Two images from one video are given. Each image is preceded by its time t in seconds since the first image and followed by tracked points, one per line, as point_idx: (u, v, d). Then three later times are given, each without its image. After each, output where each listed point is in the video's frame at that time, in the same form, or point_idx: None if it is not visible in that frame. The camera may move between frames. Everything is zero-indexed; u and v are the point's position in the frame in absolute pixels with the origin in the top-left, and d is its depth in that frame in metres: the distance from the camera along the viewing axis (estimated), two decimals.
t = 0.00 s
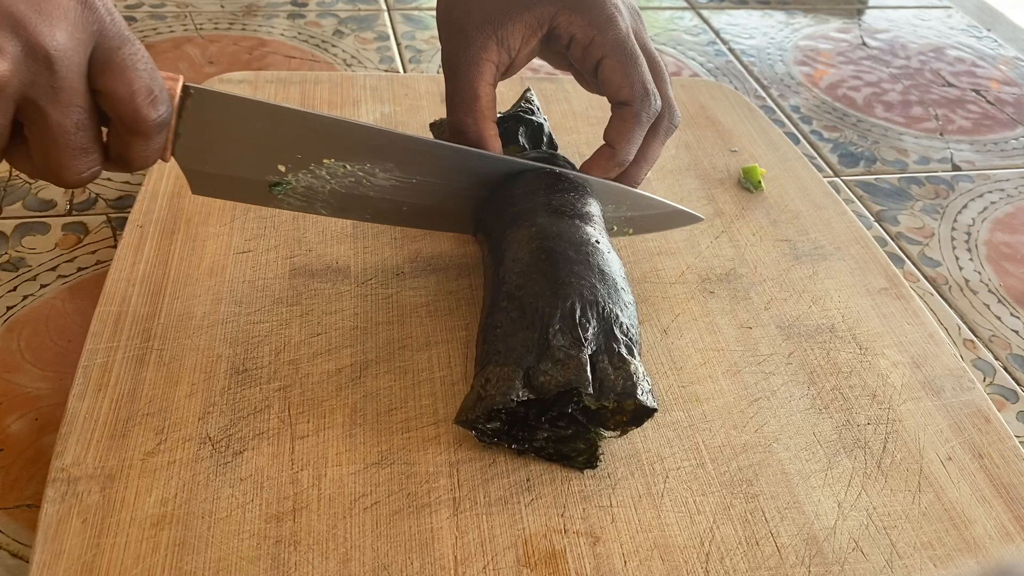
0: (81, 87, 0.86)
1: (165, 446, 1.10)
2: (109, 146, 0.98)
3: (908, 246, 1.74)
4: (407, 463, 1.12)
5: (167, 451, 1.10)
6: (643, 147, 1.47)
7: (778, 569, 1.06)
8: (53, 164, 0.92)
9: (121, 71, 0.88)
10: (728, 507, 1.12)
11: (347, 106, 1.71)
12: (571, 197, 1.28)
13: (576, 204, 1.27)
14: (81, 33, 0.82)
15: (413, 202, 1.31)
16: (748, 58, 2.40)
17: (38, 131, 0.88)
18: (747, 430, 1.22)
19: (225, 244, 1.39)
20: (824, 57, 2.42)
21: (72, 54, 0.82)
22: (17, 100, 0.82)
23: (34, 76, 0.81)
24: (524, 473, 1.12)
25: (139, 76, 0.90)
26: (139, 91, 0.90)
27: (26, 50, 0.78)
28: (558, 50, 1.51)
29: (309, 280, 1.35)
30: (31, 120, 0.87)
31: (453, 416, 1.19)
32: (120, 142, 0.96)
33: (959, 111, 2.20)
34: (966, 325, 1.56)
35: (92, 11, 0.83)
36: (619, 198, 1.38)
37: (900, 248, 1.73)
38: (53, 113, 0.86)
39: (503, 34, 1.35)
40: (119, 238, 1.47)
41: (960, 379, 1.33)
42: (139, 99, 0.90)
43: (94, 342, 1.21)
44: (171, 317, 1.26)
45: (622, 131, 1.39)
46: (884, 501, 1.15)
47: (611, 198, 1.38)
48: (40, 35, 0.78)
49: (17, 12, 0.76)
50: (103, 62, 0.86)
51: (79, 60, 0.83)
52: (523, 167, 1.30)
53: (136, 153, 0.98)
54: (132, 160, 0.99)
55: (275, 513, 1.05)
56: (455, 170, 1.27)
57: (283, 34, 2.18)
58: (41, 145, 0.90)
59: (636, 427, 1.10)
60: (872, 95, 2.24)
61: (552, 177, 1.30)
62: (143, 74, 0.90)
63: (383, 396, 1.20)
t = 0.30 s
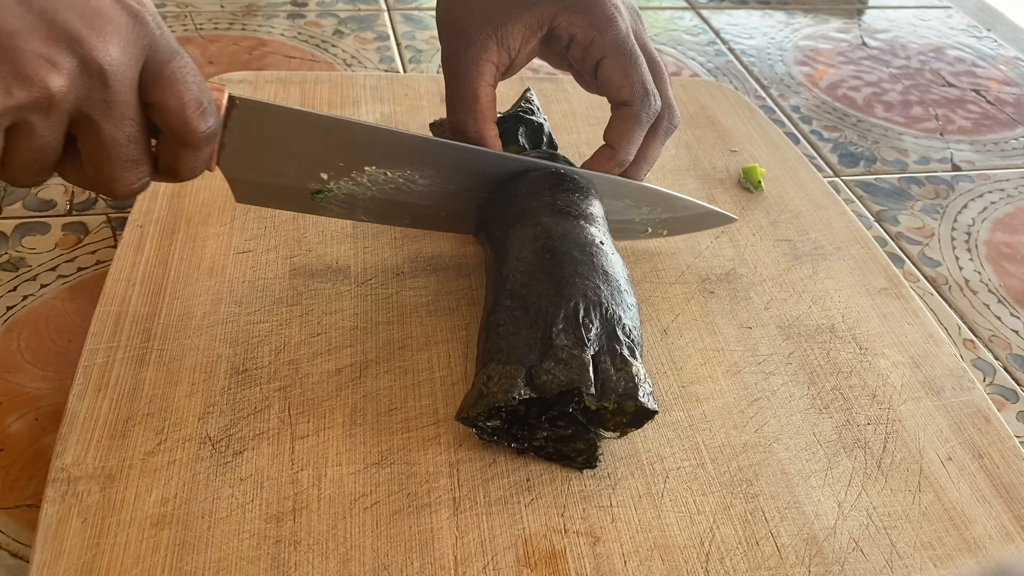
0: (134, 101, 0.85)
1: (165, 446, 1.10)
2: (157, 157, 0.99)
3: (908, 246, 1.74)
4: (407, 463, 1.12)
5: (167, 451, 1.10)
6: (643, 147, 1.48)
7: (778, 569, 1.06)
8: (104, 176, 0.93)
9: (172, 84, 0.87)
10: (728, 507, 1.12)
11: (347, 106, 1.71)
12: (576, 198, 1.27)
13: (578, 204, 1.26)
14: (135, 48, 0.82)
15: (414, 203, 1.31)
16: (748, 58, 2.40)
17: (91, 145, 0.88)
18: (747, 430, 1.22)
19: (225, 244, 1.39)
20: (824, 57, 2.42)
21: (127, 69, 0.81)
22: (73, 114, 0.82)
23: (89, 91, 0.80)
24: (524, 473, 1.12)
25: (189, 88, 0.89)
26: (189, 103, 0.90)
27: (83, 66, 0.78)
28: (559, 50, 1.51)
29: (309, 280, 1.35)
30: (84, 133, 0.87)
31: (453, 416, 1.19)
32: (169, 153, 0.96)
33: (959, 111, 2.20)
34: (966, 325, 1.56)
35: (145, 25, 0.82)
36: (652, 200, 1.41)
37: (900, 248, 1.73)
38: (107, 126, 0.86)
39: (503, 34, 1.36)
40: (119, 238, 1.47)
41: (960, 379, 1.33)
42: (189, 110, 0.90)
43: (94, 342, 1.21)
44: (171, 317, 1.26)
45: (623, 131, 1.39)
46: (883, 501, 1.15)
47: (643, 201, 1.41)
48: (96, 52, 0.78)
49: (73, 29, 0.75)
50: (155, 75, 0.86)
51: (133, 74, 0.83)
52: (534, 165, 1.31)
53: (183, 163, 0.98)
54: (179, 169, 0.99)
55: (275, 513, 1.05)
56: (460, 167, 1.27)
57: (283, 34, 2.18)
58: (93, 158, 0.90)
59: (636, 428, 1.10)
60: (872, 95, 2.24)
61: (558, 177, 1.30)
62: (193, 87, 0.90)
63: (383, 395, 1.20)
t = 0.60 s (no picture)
0: (227, 132, 0.87)
1: (165, 446, 1.10)
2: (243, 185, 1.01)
3: (908, 246, 1.74)
4: (407, 463, 1.12)
5: (167, 451, 1.10)
6: (642, 146, 1.48)
7: (778, 569, 1.06)
8: (200, 208, 0.95)
9: (263, 113, 0.90)
10: (728, 507, 1.12)
11: (347, 106, 1.71)
12: (578, 199, 1.27)
13: (576, 204, 1.26)
14: (226, 80, 0.84)
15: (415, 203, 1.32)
16: (748, 58, 2.40)
17: (189, 179, 0.90)
18: (747, 430, 1.22)
19: (225, 244, 1.39)
20: (824, 57, 2.42)
21: (221, 102, 0.84)
22: (172, 149, 0.84)
23: (188, 125, 0.82)
24: (524, 473, 1.12)
25: (278, 117, 0.92)
26: (280, 130, 0.92)
27: (182, 101, 0.80)
28: (558, 50, 1.51)
29: (309, 280, 1.35)
30: (183, 168, 0.89)
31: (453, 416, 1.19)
32: (260, 182, 0.98)
33: (959, 111, 2.20)
34: (966, 325, 1.56)
35: (232, 57, 0.84)
36: (726, 197, 1.42)
37: (900, 248, 1.73)
38: (203, 159, 0.88)
39: (503, 34, 1.36)
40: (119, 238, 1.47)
41: (960, 379, 1.33)
42: (279, 139, 0.93)
43: (94, 342, 1.21)
44: (172, 317, 1.26)
45: (623, 131, 1.40)
46: (883, 501, 1.15)
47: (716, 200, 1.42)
48: (193, 87, 0.80)
49: (172, 67, 0.77)
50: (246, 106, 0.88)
51: (227, 105, 0.85)
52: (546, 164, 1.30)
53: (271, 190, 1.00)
54: (269, 198, 1.01)
55: (275, 513, 1.05)
56: (468, 169, 1.26)
57: (283, 34, 2.18)
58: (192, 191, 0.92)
59: (636, 428, 1.10)
60: (872, 95, 2.24)
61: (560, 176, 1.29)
62: (281, 114, 0.92)
63: (383, 396, 1.20)
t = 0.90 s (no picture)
0: (283, 162, 0.98)
1: (165, 446, 1.10)
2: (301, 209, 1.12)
3: (908, 246, 1.74)
4: (407, 463, 1.12)
5: (167, 451, 1.10)
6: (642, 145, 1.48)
7: (778, 569, 1.06)
8: (261, 234, 1.07)
9: (314, 141, 1.00)
10: (728, 507, 1.12)
11: (346, 106, 1.71)
12: (580, 199, 1.27)
13: (576, 203, 1.26)
14: (280, 114, 0.94)
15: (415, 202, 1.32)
16: (748, 58, 2.40)
17: (249, 207, 1.01)
18: (747, 430, 1.22)
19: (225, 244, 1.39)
20: (824, 57, 2.42)
21: (276, 133, 0.94)
22: (234, 182, 0.95)
23: (247, 158, 0.93)
24: (524, 473, 1.12)
25: (330, 144, 1.01)
26: (334, 157, 1.02)
27: (239, 136, 0.90)
28: (558, 50, 1.51)
29: (309, 280, 1.35)
30: (243, 198, 1.00)
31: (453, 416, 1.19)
32: (317, 206, 1.09)
33: (959, 111, 2.20)
34: (967, 325, 1.56)
35: (285, 93, 0.95)
36: (771, 186, 1.47)
37: (900, 248, 1.73)
38: (262, 189, 0.98)
39: (503, 35, 1.36)
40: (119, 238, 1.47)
41: (960, 379, 1.33)
42: (333, 164, 1.02)
43: (95, 342, 1.21)
44: (171, 317, 1.26)
45: (623, 130, 1.40)
46: (883, 501, 1.15)
47: (754, 187, 1.45)
48: (249, 123, 0.90)
49: (231, 106, 0.88)
50: (300, 136, 0.99)
51: (283, 138, 0.96)
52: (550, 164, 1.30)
53: (327, 212, 1.11)
54: (325, 219, 1.12)
55: (276, 513, 1.05)
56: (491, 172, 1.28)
57: (283, 34, 2.18)
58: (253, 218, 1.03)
59: (634, 429, 1.10)
60: (872, 95, 2.24)
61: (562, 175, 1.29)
62: (333, 141, 1.02)
63: (383, 396, 1.20)
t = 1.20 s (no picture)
0: (325, 186, 1.12)
1: (165, 446, 1.10)
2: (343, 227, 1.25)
3: (908, 246, 1.74)
4: (407, 463, 1.12)
5: (167, 451, 1.10)
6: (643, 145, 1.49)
7: (778, 569, 1.06)
8: (309, 253, 1.21)
9: (358, 164, 1.13)
10: (728, 507, 1.12)
11: (346, 106, 1.71)
12: (577, 200, 1.27)
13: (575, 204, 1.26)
14: (323, 141, 1.08)
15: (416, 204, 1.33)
16: (748, 58, 2.40)
17: (294, 229, 1.16)
18: (747, 430, 1.22)
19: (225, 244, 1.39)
20: (824, 58, 2.42)
21: (318, 157, 1.08)
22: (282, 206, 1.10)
23: (293, 182, 1.07)
24: (524, 473, 1.12)
25: (376, 166, 1.14)
26: (381, 177, 1.14)
27: (284, 163, 1.05)
28: (557, 52, 1.51)
29: (309, 280, 1.35)
30: (291, 220, 1.15)
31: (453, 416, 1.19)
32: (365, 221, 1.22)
33: (959, 111, 2.20)
34: (966, 325, 1.56)
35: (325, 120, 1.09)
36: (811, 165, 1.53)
37: (900, 248, 1.73)
38: (306, 211, 1.13)
39: (502, 37, 1.36)
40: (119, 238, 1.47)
41: (960, 379, 1.33)
42: (382, 185, 1.14)
43: (95, 342, 1.21)
44: (171, 317, 1.26)
45: (622, 130, 1.40)
46: (883, 501, 1.15)
47: (795, 172, 1.52)
48: (293, 150, 1.04)
49: (276, 135, 1.03)
50: (343, 163, 1.13)
51: (327, 164, 1.10)
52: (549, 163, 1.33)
53: (366, 229, 1.24)
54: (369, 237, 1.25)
55: (276, 513, 1.05)
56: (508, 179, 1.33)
57: (283, 35, 2.18)
58: (297, 239, 1.17)
59: (635, 429, 1.11)
60: (872, 95, 2.25)
61: (558, 177, 1.31)
62: (379, 162, 1.14)
63: (383, 396, 1.20)
